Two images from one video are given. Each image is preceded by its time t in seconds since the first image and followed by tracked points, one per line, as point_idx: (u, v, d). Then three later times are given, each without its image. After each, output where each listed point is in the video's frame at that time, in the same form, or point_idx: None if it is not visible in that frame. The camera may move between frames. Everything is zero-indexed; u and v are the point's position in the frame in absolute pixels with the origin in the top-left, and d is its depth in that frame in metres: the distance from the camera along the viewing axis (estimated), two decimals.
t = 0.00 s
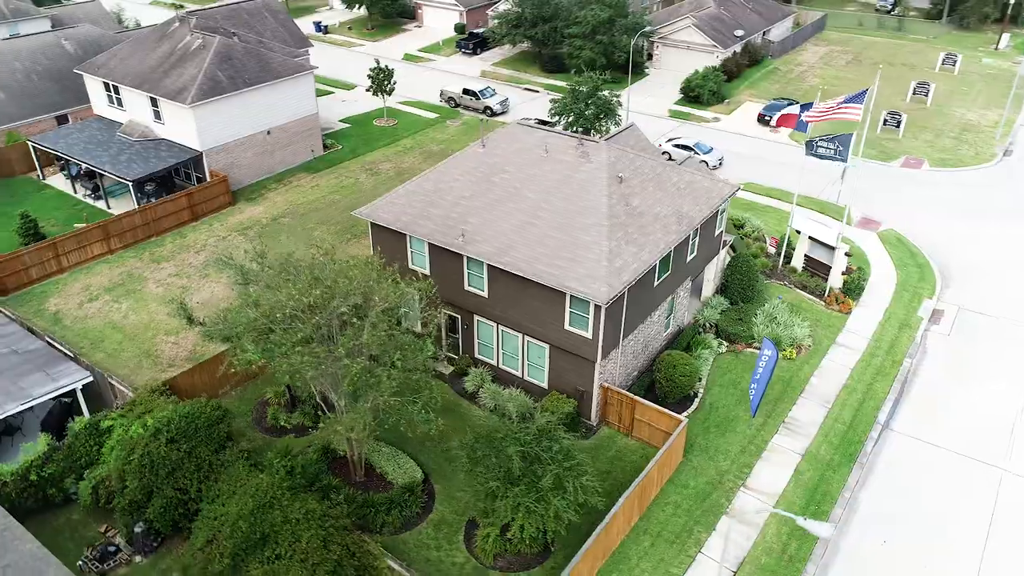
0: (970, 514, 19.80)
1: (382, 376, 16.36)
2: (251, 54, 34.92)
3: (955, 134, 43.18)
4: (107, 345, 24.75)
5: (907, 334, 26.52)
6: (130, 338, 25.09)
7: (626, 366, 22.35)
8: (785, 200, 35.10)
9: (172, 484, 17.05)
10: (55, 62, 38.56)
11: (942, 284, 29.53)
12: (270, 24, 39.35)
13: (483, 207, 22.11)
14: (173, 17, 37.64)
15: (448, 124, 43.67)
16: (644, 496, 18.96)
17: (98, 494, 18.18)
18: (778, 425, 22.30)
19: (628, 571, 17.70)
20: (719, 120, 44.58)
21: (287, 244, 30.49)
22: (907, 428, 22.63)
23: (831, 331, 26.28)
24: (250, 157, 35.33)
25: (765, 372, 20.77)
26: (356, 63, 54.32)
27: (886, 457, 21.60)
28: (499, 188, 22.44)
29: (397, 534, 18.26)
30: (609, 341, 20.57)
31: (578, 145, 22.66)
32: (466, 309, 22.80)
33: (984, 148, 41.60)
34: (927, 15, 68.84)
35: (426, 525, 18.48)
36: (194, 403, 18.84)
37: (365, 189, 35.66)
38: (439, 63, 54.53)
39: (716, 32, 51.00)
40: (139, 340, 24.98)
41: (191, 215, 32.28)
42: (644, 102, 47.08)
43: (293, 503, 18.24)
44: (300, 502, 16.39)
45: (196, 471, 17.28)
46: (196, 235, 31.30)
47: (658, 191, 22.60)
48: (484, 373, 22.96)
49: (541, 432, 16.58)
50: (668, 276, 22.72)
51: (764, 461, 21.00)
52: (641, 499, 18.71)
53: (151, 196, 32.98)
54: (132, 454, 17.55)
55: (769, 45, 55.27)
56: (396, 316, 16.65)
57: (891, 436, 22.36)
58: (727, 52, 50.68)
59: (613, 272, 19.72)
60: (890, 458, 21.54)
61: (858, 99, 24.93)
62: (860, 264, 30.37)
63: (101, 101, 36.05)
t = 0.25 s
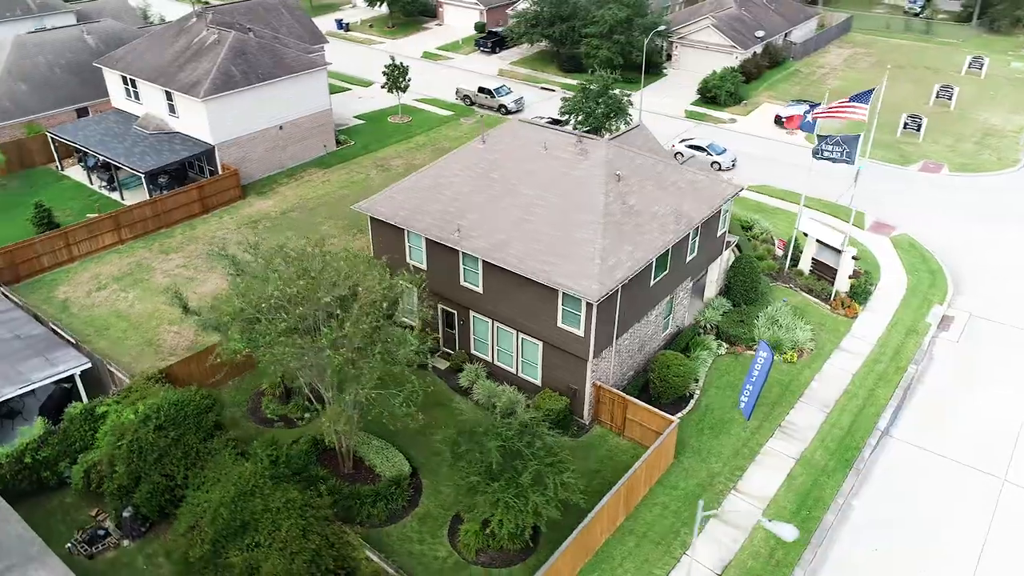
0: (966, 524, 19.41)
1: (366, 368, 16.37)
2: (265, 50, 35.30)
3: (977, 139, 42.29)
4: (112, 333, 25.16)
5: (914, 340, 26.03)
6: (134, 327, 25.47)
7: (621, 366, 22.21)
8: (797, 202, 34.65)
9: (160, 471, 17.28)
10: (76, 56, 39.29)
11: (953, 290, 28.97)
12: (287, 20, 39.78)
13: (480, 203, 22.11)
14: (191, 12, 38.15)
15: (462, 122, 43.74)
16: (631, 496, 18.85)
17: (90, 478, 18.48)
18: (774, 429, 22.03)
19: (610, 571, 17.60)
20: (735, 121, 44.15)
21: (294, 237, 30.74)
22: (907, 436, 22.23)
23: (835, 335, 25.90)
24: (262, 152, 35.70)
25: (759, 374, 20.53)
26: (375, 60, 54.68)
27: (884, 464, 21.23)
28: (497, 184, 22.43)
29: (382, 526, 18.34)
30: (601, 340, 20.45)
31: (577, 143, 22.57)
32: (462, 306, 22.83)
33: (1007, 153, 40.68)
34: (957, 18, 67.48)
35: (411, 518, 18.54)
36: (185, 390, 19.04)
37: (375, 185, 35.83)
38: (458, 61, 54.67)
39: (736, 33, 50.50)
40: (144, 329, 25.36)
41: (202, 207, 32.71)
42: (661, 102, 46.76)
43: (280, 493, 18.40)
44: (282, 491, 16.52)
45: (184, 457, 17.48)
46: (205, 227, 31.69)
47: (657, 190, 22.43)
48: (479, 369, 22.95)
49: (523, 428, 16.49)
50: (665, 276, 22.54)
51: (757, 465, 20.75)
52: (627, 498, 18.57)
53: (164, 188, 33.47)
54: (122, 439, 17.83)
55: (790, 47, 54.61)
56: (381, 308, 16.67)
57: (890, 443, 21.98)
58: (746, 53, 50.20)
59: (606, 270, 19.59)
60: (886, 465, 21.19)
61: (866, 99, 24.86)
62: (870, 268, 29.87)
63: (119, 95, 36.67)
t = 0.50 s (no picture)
0: (963, 535, 18.98)
1: (349, 361, 16.44)
2: (279, 47, 35.69)
3: (1000, 145, 41.39)
4: (117, 322, 25.54)
5: (920, 347, 25.53)
6: (139, 317, 25.83)
7: (616, 366, 22.07)
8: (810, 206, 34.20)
9: (148, 457, 17.51)
10: (98, 51, 40.02)
11: (964, 298, 28.39)
12: (303, 18, 40.18)
13: (477, 200, 22.11)
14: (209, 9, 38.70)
15: (476, 121, 43.80)
16: (617, 496, 18.70)
17: (83, 464, 18.75)
18: (769, 433, 21.74)
19: (592, 571, 17.48)
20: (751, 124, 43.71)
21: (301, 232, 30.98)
22: (906, 444, 21.80)
23: (838, 341, 25.51)
24: (274, 148, 36.06)
25: (753, 377, 20.28)
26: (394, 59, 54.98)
27: (880, 472, 20.84)
28: (495, 181, 22.42)
29: (367, 520, 18.37)
30: (593, 339, 20.34)
31: (575, 141, 22.49)
32: (458, 302, 22.85)
33: None
34: (987, 23, 66.15)
35: (396, 513, 18.55)
36: (178, 380, 19.26)
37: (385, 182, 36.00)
38: (476, 61, 54.80)
39: (755, 35, 50.04)
40: (148, 319, 25.71)
41: (212, 201, 33.10)
42: (677, 104, 46.45)
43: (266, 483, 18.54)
44: (264, 481, 16.63)
45: (172, 445, 17.69)
46: (215, 220, 32.05)
47: (655, 189, 22.27)
48: (474, 365, 22.93)
49: (505, 424, 16.44)
50: (662, 276, 22.35)
51: (750, 469, 20.49)
52: (612, 499, 18.44)
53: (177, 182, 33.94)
54: (113, 426, 18.09)
55: (812, 50, 53.96)
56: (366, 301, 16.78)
57: (889, 451, 21.57)
58: (766, 56, 49.70)
59: (598, 269, 19.48)
60: (884, 473, 20.81)
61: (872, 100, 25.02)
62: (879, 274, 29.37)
63: (137, 90, 37.28)
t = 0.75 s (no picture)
0: (957, 546, 18.57)
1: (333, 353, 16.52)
2: (292, 44, 36.01)
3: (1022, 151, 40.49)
4: (122, 313, 25.91)
5: (925, 355, 25.04)
6: (143, 308, 26.18)
7: (610, 367, 21.93)
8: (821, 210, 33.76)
9: (137, 445, 17.71)
10: (118, 47, 40.70)
11: (974, 305, 27.81)
12: (318, 16, 40.51)
13: (473, 197, 22.11)
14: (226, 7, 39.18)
15: (489, 120, 43.84)
16: (603, 496, 18.58)
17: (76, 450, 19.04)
18: (763, 437, 21.45)
19: (574, 570, 17.37)
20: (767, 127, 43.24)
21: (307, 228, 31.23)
22: (904, 452, 21.40)
23: (840, 346, 25.13)
24: (286, 144, 36.40)
25: (746, 381, 20.11)
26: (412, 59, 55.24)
27: (876, 480, 20.47)
28: (492, 179, 22.40)
29: (352, 513, 18.43)
30: (585, 338, 20.24)
31: (573, 140, 22.39)
32: (454, 299, 22.89)
33: None
34: (1017, 27, 64.78)
35: (382, 507, 18.59)
36: (171, 369, 19.48)
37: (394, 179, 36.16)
38: (493, 61, 54.88)
39: (774, 37, 49.51)
40: (151, 310, 26.05)
41: (222, 195, 33.51)
42: (692, 106, 46.11)
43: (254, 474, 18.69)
44: (247, 470, 16.77)
45: (161, 433, 17.90)
46: (224, 215, 32.42)
47: (652, 189, 22.10)
48: (468, 362, 22.94)
49: (486, 420, 16.39)
50: (658, 277, 22.17)
51: (741, 473, 20.24)
52: (597, 498, 18.32)
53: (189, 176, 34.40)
54: (105, 412, 18.35)
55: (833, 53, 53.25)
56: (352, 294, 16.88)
57: (886, 458, 21.18)
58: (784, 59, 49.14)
59: (589, 268, 19.37)
60: (879, 481, 20.44)
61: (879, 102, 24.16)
62: (887, 280, 28.89)
63: (153, 85, 37.84)
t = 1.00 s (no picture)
0: (950, 555, 18.19)
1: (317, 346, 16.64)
2: (305, 41, 36.34)
3: None
4: (127, 302, 26.31)
5: (929, 362, 24.58)
6: (148, 298, 26.56)
7: (603, 366, 21.81)
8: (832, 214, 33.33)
9: (127, 431, 17.99)
10: (138, 43, 41.39)
11: (984, 313, 27.25)
12: (334, 14, 40.85)
13: (470, 193, 22.13)
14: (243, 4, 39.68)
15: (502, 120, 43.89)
16: (588, 495, 18.47)
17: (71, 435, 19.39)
18: (756, 441, 21.18)
19: (555, 568, 17.28)
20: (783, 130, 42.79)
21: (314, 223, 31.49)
22: (901, 460, 21.01)
23: (842, 351, 24.76)
24: (297, 141, 36.74)
25: (738, 383, 19.91)
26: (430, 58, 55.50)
27: (870, 487, 20.13)
28: (490, 175, 22.41)
29: (338, 505, 18.52)
30: (577, 336, 20.15)
31: (571, 137, 22.32)
32: (449, 295, 22.95)
33: None
34: None
35: (367, 499, 18.65)
36: (165, 358, 19.74)
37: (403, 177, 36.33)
38: (511, 62, 54.96)
39: (794, 40, 49.01)
40: (156, 300, 26.42)
41: (233, 190, 33.93)
42: (708, 108, 45.77)
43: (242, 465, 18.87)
44: (232, 459, 16.93)
45: (151, 420, 18.16)
46: (233, 209, 32.81)
47: (649, 188, 21.97)
48: (463, 359, 22.95)
49: (467, 415, 16.37)
50: (654, 277, 22.00)
51: (731, 476, 20.00)
52: (582, 497, 18.22)
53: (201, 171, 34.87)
54: (98, 399, 18.66)
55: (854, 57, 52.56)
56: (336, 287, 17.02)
57: (882, 466, 20.81)
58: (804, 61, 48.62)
59: (580, 265, 19.31)
60: (873, 488, 20.09)
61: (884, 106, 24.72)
62: (895, 286, 28.41)
63: (170, 81, 38.42)
